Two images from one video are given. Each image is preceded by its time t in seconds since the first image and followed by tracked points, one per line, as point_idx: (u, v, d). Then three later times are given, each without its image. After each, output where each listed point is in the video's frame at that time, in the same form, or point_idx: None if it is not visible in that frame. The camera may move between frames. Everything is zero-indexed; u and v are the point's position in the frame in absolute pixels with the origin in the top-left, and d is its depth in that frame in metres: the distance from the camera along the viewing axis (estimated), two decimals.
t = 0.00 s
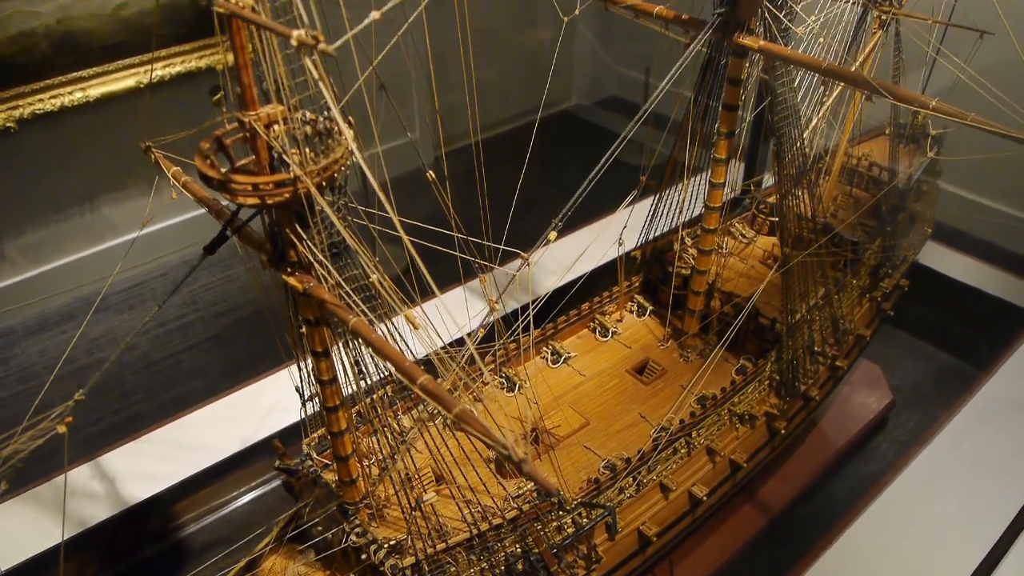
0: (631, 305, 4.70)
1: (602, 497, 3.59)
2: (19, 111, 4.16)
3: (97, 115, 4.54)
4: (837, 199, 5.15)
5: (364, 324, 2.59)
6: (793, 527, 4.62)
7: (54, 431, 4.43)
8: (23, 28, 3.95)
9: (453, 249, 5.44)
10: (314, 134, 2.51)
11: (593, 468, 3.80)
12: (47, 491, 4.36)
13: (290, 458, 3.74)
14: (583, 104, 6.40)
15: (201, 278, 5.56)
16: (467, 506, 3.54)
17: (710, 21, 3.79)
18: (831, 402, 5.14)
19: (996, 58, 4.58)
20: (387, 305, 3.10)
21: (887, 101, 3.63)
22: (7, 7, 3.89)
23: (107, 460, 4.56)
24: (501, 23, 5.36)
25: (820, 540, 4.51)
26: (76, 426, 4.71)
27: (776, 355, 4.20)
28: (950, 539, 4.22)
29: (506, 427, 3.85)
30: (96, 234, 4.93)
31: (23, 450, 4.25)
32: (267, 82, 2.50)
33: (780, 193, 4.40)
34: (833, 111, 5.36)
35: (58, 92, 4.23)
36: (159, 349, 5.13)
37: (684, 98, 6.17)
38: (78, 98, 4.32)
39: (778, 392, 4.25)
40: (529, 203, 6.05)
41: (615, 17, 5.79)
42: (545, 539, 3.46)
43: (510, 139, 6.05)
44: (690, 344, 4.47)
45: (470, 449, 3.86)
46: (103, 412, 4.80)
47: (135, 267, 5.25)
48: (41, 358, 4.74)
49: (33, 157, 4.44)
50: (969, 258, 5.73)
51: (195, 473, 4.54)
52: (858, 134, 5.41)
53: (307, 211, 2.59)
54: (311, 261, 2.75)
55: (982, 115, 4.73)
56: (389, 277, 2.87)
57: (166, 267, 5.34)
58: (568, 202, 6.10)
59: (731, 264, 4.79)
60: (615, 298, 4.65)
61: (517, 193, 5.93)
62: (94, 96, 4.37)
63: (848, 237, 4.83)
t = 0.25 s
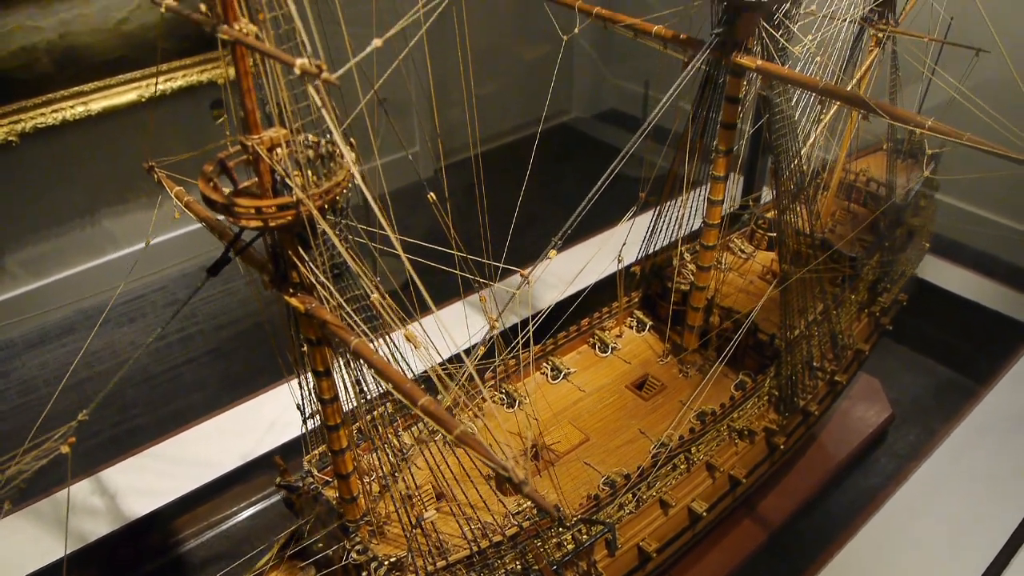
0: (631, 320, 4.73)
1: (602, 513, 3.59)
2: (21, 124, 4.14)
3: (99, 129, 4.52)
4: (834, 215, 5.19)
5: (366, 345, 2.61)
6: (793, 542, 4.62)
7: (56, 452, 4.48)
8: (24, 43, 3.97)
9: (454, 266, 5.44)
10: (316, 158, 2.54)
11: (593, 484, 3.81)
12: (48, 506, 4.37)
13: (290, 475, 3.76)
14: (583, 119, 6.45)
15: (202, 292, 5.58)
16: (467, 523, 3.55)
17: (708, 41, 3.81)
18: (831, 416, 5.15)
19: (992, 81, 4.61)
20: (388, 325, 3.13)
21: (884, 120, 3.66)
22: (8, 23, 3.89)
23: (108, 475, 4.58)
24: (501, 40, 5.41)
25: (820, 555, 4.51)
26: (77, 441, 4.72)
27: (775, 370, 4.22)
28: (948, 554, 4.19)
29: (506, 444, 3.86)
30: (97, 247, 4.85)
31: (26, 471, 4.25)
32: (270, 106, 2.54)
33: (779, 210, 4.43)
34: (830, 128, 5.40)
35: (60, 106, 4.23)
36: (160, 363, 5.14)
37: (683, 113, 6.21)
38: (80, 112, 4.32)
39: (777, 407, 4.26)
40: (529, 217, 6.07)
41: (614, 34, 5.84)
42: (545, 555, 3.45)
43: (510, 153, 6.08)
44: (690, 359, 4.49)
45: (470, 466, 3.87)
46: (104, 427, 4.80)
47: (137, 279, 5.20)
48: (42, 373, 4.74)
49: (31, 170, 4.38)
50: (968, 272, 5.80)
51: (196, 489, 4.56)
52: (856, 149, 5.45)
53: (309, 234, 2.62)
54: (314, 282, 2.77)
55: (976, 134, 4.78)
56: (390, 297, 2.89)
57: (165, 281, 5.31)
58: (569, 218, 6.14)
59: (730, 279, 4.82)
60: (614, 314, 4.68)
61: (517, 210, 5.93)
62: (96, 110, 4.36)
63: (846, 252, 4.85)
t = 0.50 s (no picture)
0: (630, 332, 4.75)
1: (602, 526, 3.59)
2: (23, 133, 3.97)
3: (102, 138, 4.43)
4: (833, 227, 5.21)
5: (368, 361, 2.64)
6: (792, 553, 4.63)
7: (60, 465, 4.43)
8: (27, 52, 3.76)
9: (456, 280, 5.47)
10: (320, 176, 2.56)
11: (593, 496, 3.83)
12: (48, 516, 4.37)
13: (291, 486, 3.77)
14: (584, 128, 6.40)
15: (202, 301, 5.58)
16: (467, 535, 3.56)
17: (707, 57, 3.87)
18: (829, 427, 5.16)
19: (989, 99, 4.64)
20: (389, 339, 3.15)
21: (882, 138, 3.70)
22: (8, 32, 3.70)
23: (108, 485, 4.58)
24: (504, 51, 5.41)
25: (818, 566, 4.52)
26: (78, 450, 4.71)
27: (774, 383, 4.24)
28: (945, 565, 4.21)
29: (506, 456, 3.88)
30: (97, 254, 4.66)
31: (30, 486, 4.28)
32: (274, 124, 2.58)
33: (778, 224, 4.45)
34: (829, 141, 5.43)
35: (61, 115, 4.05)
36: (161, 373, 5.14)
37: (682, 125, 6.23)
38: (81, 120, 4.14)
39: (777, 420, 4.27)
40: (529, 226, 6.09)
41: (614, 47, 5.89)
42: (545, 568, 3.45)
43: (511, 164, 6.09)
44: (689, 372, 4.51)
45: (470, 478, 3.88)
46: (104, 436, 4.80)
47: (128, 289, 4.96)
48: (43, 383, 4.74)
49: (32, 179, 4.19)
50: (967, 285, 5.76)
51: (197, 499, 4.56)
52: (854, 162, 5.47)
53: (312, 251, 2.65)
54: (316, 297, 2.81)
55: (973, 151, 4.84)
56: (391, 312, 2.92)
57: (165, 289, 5.23)
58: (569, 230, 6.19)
59: (729, 292, 4.85)
60: (614, 326, 4.71)
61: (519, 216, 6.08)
62: (98, 119, 4.20)
63: (845, 265, 4.87)
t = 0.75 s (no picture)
0: (630, 344, 4.77)
1: (602, 539, 3.60)
2: (23, 144, 4.01)
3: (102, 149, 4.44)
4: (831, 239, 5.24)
5: (371, 378, 2.66)
6: (794, 565, 4.63)
7: (66, 482, 4.42)
8: (29, 63, 3.83)
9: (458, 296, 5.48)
10: (322, 194, 2.58)
11: (594, 509, 3.83)
12: (48, 528, 4.35)
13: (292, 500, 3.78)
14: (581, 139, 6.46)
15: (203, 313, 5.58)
16: (469, 549, 3.57)
17: (704, 72, 3.91)
18: (829, 439, 5.17)
19: (991, 113, 4.65)
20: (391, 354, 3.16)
21: (878, 152, 3.74)
22: (13, 42, 3.75)
23: (109, 497, 4.54)
24: (503, 63, 5.45)
25: None
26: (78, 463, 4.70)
27: (774, 395, 4.26)
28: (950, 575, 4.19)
29: (507, 469, 3.89)
30: (97, 264, 4.66)
31: (34, 501, 4.27)
32: (278, 143, 2.61)
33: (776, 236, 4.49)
34: (827, 153, 5.45)
35: (62, 126, 4.09)
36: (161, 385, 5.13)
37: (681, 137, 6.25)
38: (82, 131, 4.19)
39: (776, 432, 4.29)
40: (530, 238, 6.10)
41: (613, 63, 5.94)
42: None
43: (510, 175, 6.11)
44: (689, 384, 4.53)
45: (471, 492, 3.88)
46: (105, 449, 4.79)
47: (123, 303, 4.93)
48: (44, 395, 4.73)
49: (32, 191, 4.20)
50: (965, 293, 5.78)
51: (198, 512, 4.53)
52: (852, 174, 5.49)
53: (315, 268, 2.67)
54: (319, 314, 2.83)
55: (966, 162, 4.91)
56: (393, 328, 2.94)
57: (165, 300, 5.21)
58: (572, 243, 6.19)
59: (728, 303, 4.88)
60: (614, 338, 4.72)
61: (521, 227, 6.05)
62: (99, 130, 4.25)
63: (843, 276, 4.90)
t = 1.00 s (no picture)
0: (631, 358, 4.80)
1: (603, 555, 3.60)
2: (27, 155, 3.99)
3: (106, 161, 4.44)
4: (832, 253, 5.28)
5: (375, 396, 2.69)
6: None
7: (71, 498, 4.43)
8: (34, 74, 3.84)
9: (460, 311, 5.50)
10: (328, 215, 2.61)
11: (595, 524, 3.84)
12: (50, 541, 4.36)
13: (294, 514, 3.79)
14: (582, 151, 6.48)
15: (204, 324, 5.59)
16: (470, 565, 3.58)
17: (705, 91, 3.96)
18: (829, 453, 5.17)
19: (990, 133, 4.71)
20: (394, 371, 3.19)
21: (878, 171, 3.77)
22: (16, 55, 3.77)
23: (111, 510, 4.56)
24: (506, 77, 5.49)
25: None
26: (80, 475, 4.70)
27: (774, 411, 4.28)
28: None
29: (509, 484, 3.91)
30: (99, 274, 4.61)
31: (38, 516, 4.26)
32: (284, 164, 2.64)
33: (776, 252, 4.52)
34: (827, 167, 5.48)
35: (65, 136, 4.09)
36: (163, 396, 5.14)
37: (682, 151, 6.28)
38: (85, 142, 4.18)
39: (776, 447, 4.31)
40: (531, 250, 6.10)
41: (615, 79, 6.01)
42: None
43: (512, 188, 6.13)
44: (689, 399, 4.55)
45: (473, 507, 3.90)
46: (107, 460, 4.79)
47: (124, 313, 4.88)
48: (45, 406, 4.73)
49: (36, 202, 4.20)
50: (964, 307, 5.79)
51: (199, 525, 4.53)
52: (852, 189, 5.52)
53: (320, 288, 2.70)
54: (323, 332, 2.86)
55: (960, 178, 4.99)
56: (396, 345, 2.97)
57: (167, 309, 5.15)
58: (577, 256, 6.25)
59: (729, 318, 4.92)
60: (615, 352, 4.75)
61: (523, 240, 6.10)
62: (102, 140, 4.24)
63: (843, 292, 4.93)
